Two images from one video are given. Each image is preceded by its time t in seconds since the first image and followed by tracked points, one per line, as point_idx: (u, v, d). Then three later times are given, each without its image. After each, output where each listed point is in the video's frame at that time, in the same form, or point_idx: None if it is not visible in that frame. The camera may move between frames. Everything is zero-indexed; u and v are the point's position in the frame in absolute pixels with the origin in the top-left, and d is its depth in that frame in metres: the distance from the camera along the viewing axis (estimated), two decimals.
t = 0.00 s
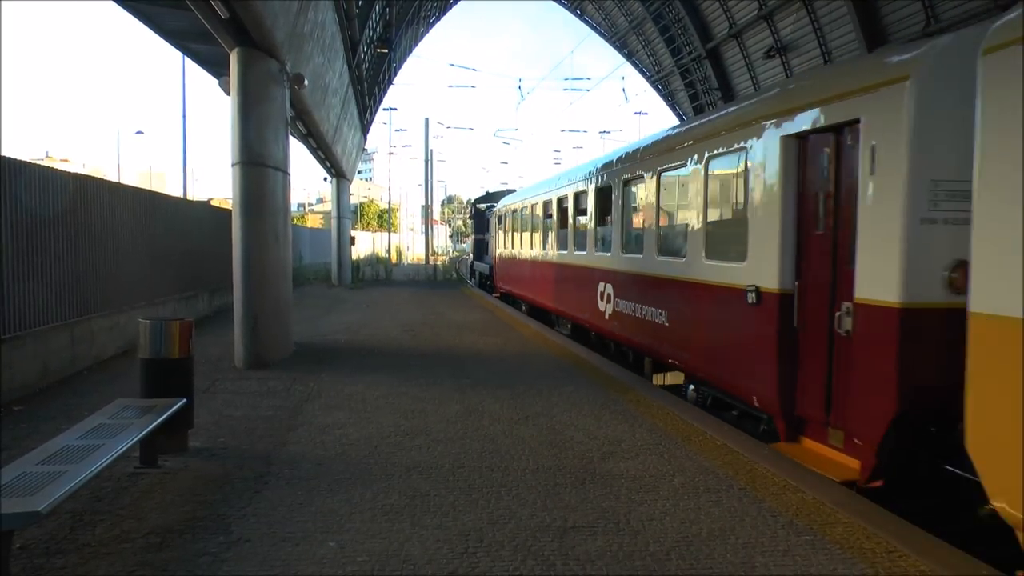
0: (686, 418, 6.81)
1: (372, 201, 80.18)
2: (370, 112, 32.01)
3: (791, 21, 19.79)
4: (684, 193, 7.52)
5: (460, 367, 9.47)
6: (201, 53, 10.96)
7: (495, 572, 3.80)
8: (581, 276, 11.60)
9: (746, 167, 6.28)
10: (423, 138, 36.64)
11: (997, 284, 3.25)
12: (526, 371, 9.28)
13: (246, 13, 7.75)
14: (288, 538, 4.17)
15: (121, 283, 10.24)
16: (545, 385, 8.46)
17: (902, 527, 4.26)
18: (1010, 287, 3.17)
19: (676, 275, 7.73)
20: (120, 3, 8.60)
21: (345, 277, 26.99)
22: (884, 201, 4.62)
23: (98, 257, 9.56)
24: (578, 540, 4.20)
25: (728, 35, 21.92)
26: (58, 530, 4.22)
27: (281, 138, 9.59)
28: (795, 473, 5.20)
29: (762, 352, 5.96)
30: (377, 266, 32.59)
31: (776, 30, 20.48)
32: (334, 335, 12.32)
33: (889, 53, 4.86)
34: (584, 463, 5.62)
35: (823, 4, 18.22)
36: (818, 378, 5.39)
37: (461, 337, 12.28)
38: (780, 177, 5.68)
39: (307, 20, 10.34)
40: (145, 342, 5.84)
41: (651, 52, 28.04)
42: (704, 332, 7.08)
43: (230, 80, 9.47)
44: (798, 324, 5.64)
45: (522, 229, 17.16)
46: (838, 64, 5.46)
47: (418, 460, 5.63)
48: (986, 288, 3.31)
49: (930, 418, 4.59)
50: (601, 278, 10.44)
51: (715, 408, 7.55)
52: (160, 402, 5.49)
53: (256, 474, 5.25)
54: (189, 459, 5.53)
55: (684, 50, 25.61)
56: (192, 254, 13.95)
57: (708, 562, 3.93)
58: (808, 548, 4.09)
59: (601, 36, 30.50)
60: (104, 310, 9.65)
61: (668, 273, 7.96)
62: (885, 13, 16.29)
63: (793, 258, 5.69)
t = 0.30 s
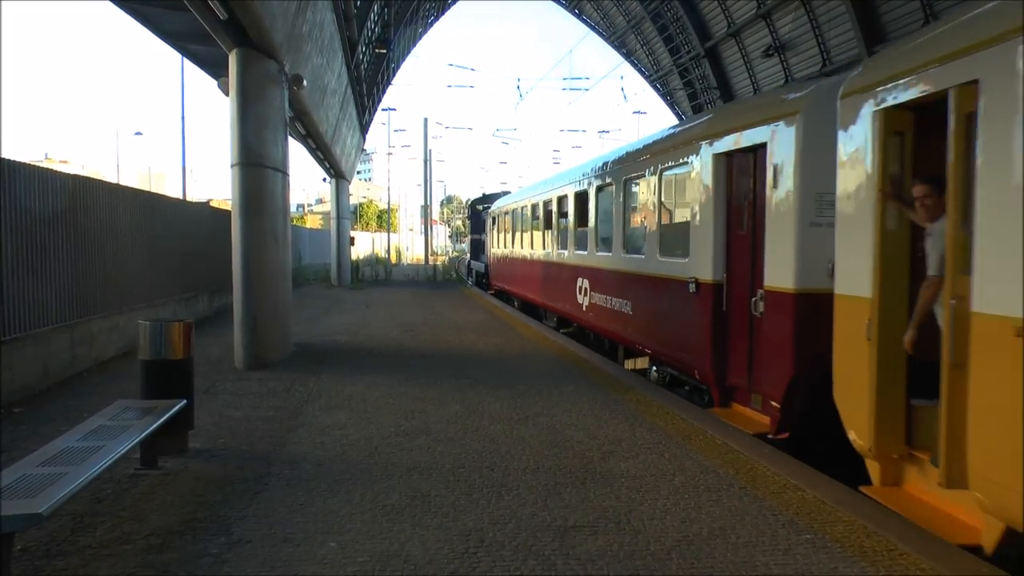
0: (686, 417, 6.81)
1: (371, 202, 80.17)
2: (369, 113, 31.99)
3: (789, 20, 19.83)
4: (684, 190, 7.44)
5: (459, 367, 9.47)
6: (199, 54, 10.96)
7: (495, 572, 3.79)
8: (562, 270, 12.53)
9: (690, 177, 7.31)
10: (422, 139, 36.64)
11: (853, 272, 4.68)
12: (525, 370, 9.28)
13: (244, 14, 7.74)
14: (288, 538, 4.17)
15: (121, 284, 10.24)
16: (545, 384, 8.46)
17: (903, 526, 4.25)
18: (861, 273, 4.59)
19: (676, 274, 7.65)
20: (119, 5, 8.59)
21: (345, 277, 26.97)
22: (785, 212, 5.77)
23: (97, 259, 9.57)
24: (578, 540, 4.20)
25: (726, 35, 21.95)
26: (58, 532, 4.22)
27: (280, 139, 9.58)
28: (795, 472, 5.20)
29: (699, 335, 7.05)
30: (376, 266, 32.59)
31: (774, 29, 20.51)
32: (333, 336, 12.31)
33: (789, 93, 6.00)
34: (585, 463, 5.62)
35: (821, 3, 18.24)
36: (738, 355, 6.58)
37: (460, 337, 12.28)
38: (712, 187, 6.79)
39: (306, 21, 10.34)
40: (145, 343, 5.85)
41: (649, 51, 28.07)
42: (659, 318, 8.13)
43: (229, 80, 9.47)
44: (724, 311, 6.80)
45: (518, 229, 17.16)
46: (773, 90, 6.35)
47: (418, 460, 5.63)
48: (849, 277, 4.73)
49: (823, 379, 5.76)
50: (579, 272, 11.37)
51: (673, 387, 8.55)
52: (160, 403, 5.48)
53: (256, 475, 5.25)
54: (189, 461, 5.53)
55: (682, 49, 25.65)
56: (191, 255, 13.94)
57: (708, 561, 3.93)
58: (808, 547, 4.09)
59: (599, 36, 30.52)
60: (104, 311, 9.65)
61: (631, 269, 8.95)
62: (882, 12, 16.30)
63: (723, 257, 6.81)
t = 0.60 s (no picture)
0: (688, 416, 6.81)
1: (372, 202, 80.19)
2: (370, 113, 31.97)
3: (790, 19, 19.83)
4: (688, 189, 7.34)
5: (461, 367, 9.47)
6: (200, 55, 10.95)
7: (498, 572, 3.79)
8: (551, 268, 13.49)
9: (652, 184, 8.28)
10: (422, 139, 36.61)
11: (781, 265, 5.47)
12: (527, 370, 9.29)
13: (245, 14, 7.74)
14: (292, 539, 4.18)
15: (123, 285, 10.26)
16: (546, 384, 8.46)
17: (906, 525, 4.24)
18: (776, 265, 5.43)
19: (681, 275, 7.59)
20: (119, 6, 8.59)
21: (346, 277, 26.97)
22: (718, 216, 6.79)
23: (99, 260, 9.57)
24: (580, 540, 4.20)
25: (727, 34, 21.95)
26: (61, 533, 4.22)
27: (281, 140, 9.58)
28: (798, 471, 5.20)
29: (660, 323, 8.09)
30: (378, 267, 32.62)
31: (776, 28, 20.50)
32: (335, 336, 12.33)
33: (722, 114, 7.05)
34: (586, 462, 5.62)
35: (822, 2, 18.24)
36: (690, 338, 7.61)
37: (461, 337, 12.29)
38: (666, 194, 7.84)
39: (307, 21, 10.34)
40: (146, 343, 5.85)
41: (650, 51, 28.06)
42: (628, 309, 9.14)
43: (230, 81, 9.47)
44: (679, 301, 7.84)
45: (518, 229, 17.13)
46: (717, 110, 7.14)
47: (420, 460, 5.63)
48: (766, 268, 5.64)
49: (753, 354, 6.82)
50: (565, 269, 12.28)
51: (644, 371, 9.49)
52: (162, 404, 5.49)
53: (258, 476, 5.25)
54: (192, 461, 5.53)
55: (683, 49, 25.65)
56: (193, 256, 13.94)
57: (711, 561, 3.93)
58: (811, 546, 4.08)
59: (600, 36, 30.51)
60: (106, 312, 9.67)
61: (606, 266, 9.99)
62: (885, 10, 16.32)
63: (676, 254, 7.85)
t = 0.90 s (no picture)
0: (691, 416, 6.81)
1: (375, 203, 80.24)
2: (372, 114, 31.99)
3: (792, 19, 19.81)
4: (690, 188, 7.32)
5: (463, 368, 9.47)
6: (202, 56, 10.98)
7: (501, 572, 3.79)
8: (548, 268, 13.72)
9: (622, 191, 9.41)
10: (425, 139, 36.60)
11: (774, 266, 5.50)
12: (529, 370, 9.30)
13: (247, 15, 7.74)
14: (295, 539, 4.18)
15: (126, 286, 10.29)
16: (549, 384, 8.45)
17: (908, 525, 4.24)
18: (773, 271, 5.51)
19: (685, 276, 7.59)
20: (121, 7, 8.61)
21: (349, 277, 27.04)
22: (670, 221, 7.88)
23: (102, 261, 9.60)
24: (583, 540, 4.20)
25: (729, 34, 21.93)
26: (64, 534, 4.23)
27: (283, 141, 9.60)
28: (800, 471, 5.20)
29: (628, 314, 9.16)
30: (380, 267, 32.64)
31: (778, 27, 20.49)
32: (338, 336, 12.35)
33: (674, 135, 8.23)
34: (589, 463, 5.62)
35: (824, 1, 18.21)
36: (651, 326, 8.70)
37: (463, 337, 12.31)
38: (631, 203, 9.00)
39: (309, 22, 10.34)
40: (149, 344, 5.86)
41: (652, 50, 28.05)
42: (602, 303, 10.21)
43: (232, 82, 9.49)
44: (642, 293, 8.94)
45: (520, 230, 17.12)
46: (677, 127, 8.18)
47: (422, 460, 5.64)
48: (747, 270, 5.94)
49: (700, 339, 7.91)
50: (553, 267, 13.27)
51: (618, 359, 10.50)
52: (165, 404, 5.50)
53: (261, 476, 5.26)
54: (195, 462, 5.54)
55: (685, 48, 25.64)
56: (196, 257, 13.97)
57: (713, 561, 3.93)
58: (813, 546, 4.08)
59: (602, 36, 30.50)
60: (109, 313, 9.69)
61: (585, 264, 11.06)
62: (888, 9, 16.31)
63: (640, 253, 8.93)
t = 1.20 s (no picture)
0: (692, 417, 6.80)
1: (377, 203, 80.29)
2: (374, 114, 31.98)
3: (795, 19, 19.79)
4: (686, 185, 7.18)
5: (465, 368, 9.47)
6: (204, 56, 10.99)
7: (502, 572, 3.79)
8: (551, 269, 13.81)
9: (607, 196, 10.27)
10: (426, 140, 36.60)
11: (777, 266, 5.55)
12: (530, 370, 9.31)
13: (249, 15, 7.75)
14: (296, 538, 4.19)
15: (128, 286, 10.31)
16: (551, 385, 8.45)
17: (908, 524, 4.25)
18: (777, 274, 5.55)
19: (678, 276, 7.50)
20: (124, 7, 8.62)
21: (350, 277, 27.06)
22: (634, 224, 9.19)
23: (104, 261, 9.61)
24: (584, 540, 4.20)
25: (731, 34, 21.91)
26: (66, 533, 4.23)
27: (286, 142, 9.60)
28: (801, 471, 5.20)
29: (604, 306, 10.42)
30: (382, 267, 32.67)
31: (779, 28, 20.48)
32: (339, 336, 12.36)
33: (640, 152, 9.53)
34: (591, 463, 5.61)
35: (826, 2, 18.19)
36: (621, 315, 9.92)
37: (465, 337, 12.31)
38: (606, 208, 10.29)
39: (310, 22, 10.35)
40: (150, 344, 5.87)
41: (654, 50, 28.04)
42: (585, 297, 11.46)
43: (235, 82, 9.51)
44: (616, 287, 10.13)
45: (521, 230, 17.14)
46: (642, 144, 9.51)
47: (424, 461, 5.64)
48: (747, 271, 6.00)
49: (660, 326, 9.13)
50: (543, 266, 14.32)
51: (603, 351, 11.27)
52: (167, 404, 5.51)
53: (263, 476, 5.27)
54: (196, 462, 5.54)
55: (687, 48, 25.62)
56: (198, 257, 13.99)
57: (715, 561, 3.93)
58: (815, 546, 4.08)
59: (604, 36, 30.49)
60: (111, 313, 9.71)
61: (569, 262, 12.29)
62: (889, 10, 16.30)
63: (613, 252, 10.24)
